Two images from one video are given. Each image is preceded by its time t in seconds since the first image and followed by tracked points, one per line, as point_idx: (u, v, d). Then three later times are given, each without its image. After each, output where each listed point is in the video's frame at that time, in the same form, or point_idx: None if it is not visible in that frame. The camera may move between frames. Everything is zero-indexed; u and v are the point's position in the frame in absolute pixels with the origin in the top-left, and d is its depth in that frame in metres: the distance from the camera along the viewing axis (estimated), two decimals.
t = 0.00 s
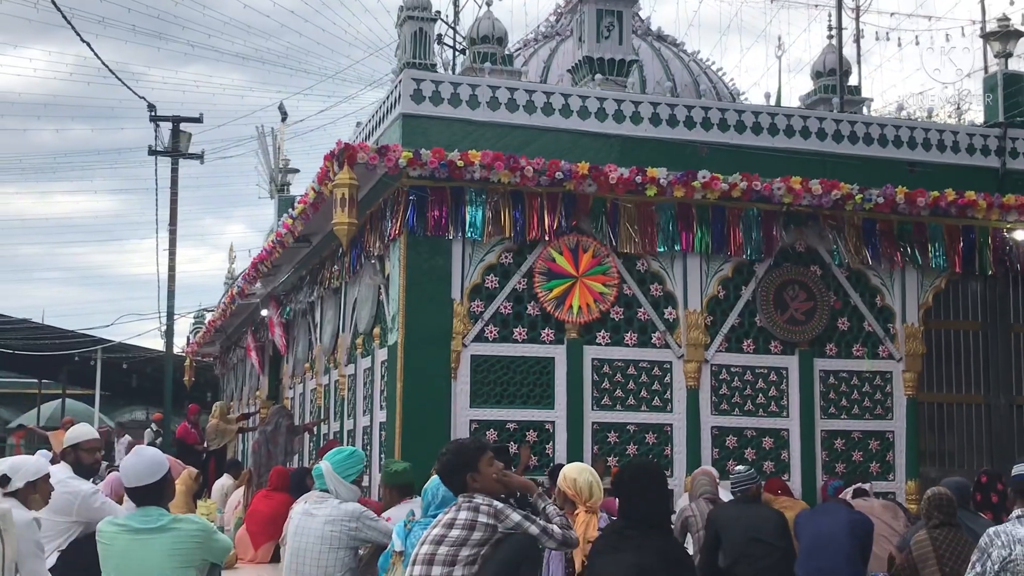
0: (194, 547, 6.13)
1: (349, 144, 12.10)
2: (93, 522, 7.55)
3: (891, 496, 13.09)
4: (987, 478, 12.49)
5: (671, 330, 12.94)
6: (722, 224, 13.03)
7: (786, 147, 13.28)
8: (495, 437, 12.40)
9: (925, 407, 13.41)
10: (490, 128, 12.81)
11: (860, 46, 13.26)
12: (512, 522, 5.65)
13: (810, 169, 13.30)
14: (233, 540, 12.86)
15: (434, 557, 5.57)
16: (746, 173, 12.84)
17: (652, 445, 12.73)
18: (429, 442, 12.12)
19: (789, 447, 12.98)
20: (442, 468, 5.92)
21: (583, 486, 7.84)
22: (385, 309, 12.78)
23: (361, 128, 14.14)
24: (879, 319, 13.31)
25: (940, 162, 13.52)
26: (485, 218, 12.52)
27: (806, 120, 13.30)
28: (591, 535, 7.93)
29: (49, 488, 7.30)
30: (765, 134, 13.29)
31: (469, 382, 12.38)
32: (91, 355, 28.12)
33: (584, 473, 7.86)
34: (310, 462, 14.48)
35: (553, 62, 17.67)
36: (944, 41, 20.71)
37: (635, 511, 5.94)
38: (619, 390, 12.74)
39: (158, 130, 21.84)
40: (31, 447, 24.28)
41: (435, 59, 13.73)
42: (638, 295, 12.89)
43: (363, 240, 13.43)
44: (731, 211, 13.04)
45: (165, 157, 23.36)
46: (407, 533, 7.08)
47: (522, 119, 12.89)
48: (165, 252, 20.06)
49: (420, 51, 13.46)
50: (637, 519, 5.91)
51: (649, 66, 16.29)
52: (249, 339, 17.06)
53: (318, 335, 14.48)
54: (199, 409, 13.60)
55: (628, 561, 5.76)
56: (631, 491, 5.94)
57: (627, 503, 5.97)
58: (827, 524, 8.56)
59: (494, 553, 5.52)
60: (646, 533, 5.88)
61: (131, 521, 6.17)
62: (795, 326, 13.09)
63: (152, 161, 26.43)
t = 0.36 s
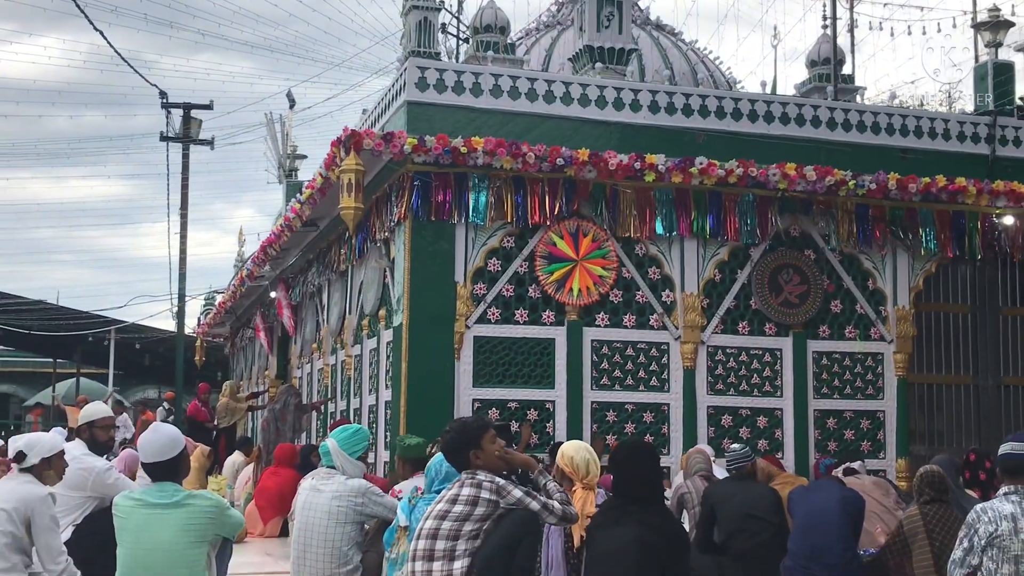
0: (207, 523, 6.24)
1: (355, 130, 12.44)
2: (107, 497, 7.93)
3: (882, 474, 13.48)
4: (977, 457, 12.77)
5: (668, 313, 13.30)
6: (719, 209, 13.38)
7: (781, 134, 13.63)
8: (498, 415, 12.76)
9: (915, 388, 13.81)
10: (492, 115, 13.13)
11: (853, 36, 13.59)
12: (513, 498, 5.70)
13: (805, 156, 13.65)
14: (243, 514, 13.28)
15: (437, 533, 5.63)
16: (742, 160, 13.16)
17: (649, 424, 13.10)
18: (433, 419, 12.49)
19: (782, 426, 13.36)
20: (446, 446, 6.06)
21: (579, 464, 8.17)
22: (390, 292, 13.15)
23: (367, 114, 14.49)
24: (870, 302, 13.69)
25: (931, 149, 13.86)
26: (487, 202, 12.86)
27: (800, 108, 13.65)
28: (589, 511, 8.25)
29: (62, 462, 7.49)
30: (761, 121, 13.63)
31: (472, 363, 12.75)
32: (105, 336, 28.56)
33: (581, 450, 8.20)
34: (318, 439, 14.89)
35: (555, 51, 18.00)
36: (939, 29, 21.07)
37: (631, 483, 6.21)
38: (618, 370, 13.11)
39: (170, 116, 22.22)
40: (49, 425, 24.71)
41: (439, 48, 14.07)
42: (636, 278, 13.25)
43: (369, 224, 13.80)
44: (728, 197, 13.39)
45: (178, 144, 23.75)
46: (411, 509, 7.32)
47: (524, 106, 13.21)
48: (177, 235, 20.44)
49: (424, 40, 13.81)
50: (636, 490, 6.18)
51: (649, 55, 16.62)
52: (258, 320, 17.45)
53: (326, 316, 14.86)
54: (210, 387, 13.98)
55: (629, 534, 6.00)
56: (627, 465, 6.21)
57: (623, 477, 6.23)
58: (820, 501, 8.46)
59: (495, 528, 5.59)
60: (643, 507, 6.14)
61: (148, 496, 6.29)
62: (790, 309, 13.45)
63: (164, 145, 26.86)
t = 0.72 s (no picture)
0: (220, 497, 6.65)
1: (365, 120, 12.92)
2: (126, 473, 8.51)
3: (871, 452, 14.02)
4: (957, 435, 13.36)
5: (665, 297, 13.81)
6: (715, 196, 13.87)
7: (776, 124, 14.11)
8: (501, 395, 13.28)
9: (903, 368, 14.35)
10: (496, 106, 13.60)
11: (845, 28, 14.06)
12: (517, 474, 6.21)
13: (798, 145, 14.15)
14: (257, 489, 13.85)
15: (444, 507, 6.14)
16: (738, 149, 13.62)
17: (647, 403, 13.64)
18: (440, 398, 13.01)
19: (775, 406, 13.89)
20: (452, 423, 6.54)
21: (578, 442, 8.70)
22: (397, 276, 13.66)
23: (375, 105, 14.99)
24: (860, 287, 14.22)
25: (920, 138, 14.39)
26: (492, 190, 13.34)
27: (793, 99, 14.14)
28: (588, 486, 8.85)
29: (83, 440, 8.03)
30: (756, 111, 14.12)
31: (476, 345, 13.27)
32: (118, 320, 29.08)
33: (580, 429, 8.72)
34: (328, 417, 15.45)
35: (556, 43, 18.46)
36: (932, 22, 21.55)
37: (629, 462, 6.52)
38: (616, 352, 13.62)
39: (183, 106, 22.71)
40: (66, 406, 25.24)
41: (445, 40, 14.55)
42: (634, 263, 13.75)
43: (377, 210, 14.30)
44: (723, 184, 13.87)
45: (192, 133, 24.26)
46: (418, 485, 7.82)
47: (528, 97, 13.67)
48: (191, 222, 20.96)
49: (430, 32, 14.29)
50: (633, 469, 6.50)
51: (648, 47, 17.10)
52: (270, 304, 17.99)
53: (336, 300, 15.40)
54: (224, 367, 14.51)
55: (631, 506, 6.31)
56: (624, 446, 6.52)
57: (620, 457, 6.54)
58: (811, 479, 8.60)
59: (501, 503, 6.03)
60: (641, 484, 6.47)
61: (164, 472, 6.68)
62: (782, 293, 13.96)
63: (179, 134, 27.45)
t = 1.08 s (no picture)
0: (231, 475, 6.97)
1: (372, 113, 13.36)
2: (142, 453, 9.05)
3: (861, 433, 14.53)
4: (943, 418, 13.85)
5: (663, 284, 14.30)
6: (711, 186, 14.35)
7: (770, 117, 14.60)
8: (504, 378, 13.78)
9: (893, 353, 14.86)
10: (499, 99, 14.06)
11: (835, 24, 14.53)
12: (519, 454, 6.63)
13: (791, 137, 14.64)
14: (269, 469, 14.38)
15: (449, 486, 6.58)
16: (733, 141, 14.08)
17: (645, 386, 14.14)
18: (445, 380, 13.51)
19: (769, 389, 14.40)
20: (458, 404, 7.01)
21: (578, 423, 9.19)
22: (404, 263, 14.16)
23: (382, 99, 15.49)
24: (851, 274, 14.73)
25: (909, 131, 14.91)
26: (495, 181, 13.80)
27: (787, 93, 14.64)
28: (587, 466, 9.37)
29: (102, 422, 8.47)
30: (751, 105, 14.60)
31: (480, 330, 13.77)
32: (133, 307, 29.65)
33: (579, 411, 9.22)
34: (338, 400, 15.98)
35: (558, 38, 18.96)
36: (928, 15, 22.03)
37: (626, 444, 6.50)
38: (616, 337, 14.12)
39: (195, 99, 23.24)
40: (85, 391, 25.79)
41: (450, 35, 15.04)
42: (633, 251, 14.24)
43: (385, 200, 14.80)
44: (719, 175, 14.36)
45: (205, 125, 24.80)
46: (423, 465, 8.35)
47: (530, 91, 14.13)
48: (206, 211, 21.50)
49: (436, 28, 14.77)
50: (629, 451, 6.49)
51: (647, 42, 17.59)
52: (282, 291, 18.52)
53: (345, 287, 15.92)
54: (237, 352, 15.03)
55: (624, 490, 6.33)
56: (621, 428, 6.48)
57: (617, 439, 6.51)
58: (803, 458, 9.16)
59: (502, 483, 6.45)
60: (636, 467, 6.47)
61: (176, 453, 7.01)
62: (776, 280, 14.48)
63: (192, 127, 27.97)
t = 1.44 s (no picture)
0: (238, 464, 7.27)
1: (376, 110, 13.63)
2: (151, 443, 9.32)
3: (856, 422, 14.83)
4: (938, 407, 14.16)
5: (661, 276, 14.59)
6: (708, 180, 14.64)
7: (767, 112, 14.88)
8: (506, 369, 14.07)
9: (888, 343, 15.15)
10: (501, 96, 14.34)
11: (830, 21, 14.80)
12: (521, 444, 6.86)
13: (787, 132, 14.93)
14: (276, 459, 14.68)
15: (452, 475, 6.83)
16: (731, 136, 14.36)
17: (644, 377, 14.44)
18: (448, 371, 13.81)
19: (766, 379, 14.68)
20: (462, 396, 7.30)
21: (579, 413, 9.46)
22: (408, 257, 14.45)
23: (386, 95, 15.77)
24: (846, 266, 15.01)
25: (902, 126, 15.21)
26: (497, 176, 14.09)
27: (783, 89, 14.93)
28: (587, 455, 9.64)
29: (112, 412, 8.76)
30: (748, 100, 14.88)
31: (483, 322, 14.06)
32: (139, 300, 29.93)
33: (580, 401, 9.49)
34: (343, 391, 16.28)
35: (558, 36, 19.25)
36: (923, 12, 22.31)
37: (624, 431, 6.67)
38: (615, 329, 14.41)
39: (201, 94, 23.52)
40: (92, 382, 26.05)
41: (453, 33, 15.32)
42: (632, 245, 14.53)
43: (389, 195, 15.10)
44: (716, 169, 14.64)
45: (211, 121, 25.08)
46: (428, 454, 8.61)
47: (531, 87, 14.41)
48: (212, 206, 21.80)
49: (438, 26, 15.06)
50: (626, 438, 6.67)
51: (646, 39, 17.86)
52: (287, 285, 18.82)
53: (350, 280, 16.22)
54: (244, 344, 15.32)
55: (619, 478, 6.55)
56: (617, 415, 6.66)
57: (615, 425, 6.69)
58: (799, 450, 9.40)
59: (505, 472, 6.74)
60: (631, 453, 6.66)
61: (185, 443, 7.31)
62: (772, 273, 14.74)
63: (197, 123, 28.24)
